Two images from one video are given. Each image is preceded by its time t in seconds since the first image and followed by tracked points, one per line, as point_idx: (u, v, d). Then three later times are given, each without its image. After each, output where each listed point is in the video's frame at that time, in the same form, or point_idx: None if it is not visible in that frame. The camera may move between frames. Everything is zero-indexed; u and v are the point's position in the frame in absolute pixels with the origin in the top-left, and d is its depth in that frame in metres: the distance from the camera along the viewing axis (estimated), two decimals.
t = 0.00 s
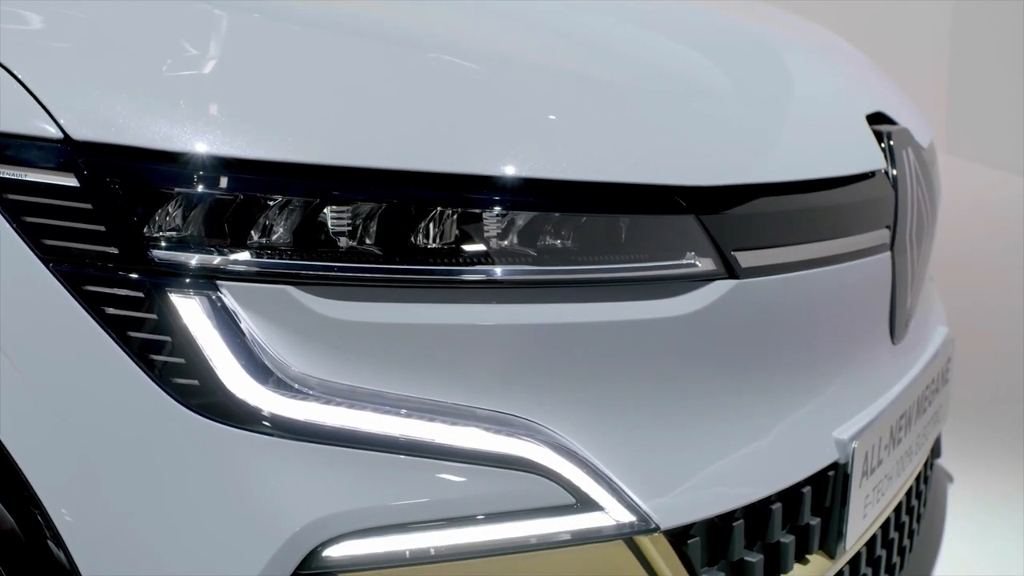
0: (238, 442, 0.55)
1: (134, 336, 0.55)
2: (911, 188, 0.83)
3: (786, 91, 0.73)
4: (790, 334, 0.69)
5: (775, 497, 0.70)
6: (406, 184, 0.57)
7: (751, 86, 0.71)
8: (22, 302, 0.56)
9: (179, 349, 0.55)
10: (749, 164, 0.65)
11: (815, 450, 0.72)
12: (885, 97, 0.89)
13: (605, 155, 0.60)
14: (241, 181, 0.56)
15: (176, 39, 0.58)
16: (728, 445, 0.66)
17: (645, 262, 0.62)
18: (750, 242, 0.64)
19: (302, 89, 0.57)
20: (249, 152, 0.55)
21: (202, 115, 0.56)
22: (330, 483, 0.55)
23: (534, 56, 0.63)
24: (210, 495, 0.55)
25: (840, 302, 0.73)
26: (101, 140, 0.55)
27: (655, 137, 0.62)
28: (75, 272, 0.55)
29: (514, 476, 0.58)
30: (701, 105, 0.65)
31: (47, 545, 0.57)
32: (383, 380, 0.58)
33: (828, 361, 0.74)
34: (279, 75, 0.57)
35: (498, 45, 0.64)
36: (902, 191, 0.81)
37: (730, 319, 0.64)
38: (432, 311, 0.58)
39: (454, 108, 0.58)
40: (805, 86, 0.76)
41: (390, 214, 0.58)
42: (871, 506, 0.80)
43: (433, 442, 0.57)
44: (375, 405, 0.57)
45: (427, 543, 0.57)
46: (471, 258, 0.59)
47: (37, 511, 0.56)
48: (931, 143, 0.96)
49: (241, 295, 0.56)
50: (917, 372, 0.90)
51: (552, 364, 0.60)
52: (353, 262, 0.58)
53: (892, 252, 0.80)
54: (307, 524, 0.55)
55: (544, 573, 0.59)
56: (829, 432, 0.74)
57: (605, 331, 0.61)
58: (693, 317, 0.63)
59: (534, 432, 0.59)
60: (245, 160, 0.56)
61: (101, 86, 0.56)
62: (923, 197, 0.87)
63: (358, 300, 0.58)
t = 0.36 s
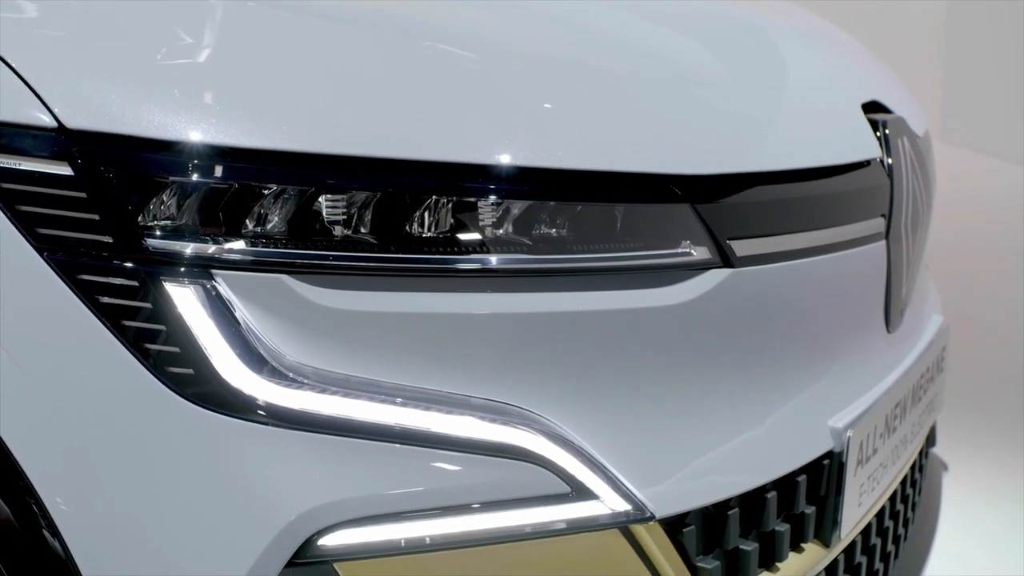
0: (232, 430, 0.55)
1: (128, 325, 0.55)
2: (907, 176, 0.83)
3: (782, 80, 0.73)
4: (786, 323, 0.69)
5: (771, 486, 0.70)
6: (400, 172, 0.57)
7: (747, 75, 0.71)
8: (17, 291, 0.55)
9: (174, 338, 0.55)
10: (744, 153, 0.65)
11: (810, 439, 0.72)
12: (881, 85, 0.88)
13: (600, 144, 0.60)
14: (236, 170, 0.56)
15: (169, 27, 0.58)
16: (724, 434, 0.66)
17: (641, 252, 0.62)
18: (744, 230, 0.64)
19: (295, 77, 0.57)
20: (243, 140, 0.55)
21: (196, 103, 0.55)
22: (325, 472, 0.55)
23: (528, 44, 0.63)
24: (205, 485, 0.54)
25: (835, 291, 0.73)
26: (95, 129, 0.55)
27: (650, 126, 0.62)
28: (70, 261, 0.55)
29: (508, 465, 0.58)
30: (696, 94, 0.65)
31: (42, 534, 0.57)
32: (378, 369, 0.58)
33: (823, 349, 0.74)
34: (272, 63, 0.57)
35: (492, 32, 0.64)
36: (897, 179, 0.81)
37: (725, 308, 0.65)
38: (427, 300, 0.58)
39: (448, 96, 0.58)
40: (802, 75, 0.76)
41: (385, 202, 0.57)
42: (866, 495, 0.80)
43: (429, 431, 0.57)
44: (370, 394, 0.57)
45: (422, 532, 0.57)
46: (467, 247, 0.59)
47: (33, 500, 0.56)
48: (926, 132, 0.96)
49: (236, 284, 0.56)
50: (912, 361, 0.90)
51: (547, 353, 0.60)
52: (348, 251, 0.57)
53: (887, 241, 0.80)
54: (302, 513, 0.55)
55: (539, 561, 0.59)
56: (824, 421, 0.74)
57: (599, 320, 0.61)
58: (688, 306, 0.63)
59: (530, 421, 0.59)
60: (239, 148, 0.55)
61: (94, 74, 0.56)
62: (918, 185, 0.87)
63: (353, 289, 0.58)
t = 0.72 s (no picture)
0: (227, 420, 0.55)
1: (123, 315, 0.55)
2: (902, 165, 0.83)
3: (778, 69, 0.73)
4: (780, 313, 0.69)
5: (766, 475, 0.70)
6: (395, 162, 0.57)
7: (743, 65, 0.71)
8: (11, 281, 0.55)
9: (168, 328, 0.55)
10: (740, 142, 0.65)
11: (805, 428, 0.72)
12: (876, 75, 0.88)
13: (595, 133, 0.60)
14: (231, 159, 0.55)
15: (163, 14, 0.58)
16: (719, 424, 0.66)
17: (637, 240, 0.62)
18: (740, 220, 0.64)
19: (290, 65, 0.56)
20: (238, 129, 0.55)
21: (192, 93, 0.55)
22: (319, 462, 0.55)
23: (524, 31, 0.63)
24: (200, 474, 0.54)
25: (831, 281, 0.74)
26: (89, 118, 0.55)
27: (645, 115, 0.61)
28: (64, 251, 0.55)
29: (504, 454, 0.58)
30: (691, 83, 0.65)
31: (37, 524, 0.57)
32: (374, 358, 0.58)
33: (819, 339, 0.74)
34: (267, 51, 0.57)
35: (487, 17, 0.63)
36: (893, 168, 0.81)
37: (720, 297, 0.65)
38: (421, 290, 0.58)
39: (443, 85, 0.58)
40: (798, 65, 0.76)
41: (380, 191, 0.57)
42: (861, 484, 0.81)
43: (424, 421, 0.57)
44: (366, 383, 0.57)
45: (417, 522, 0.57)
46: (463, 237, 0.59)
47: (27, 490, 0.56)
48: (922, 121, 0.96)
49: (231, 273, 0.56)
50: (907, 350, 0.90)
51: (542, 342, 0.60)
52: (343, 240, 0.57)
53: (883, 231, 0.80)
54: (297, 503, 0.55)
55: (534, 551, 0.59)
56: (819, 411, 0.74)
57: (594, 309, 0.61)
58: (684, 296, 0.63)
59: (525, 411, 0.59)
60: (234, 137, 0.55)
61: (88, 63, 0.56)
62: (914, 174, 0.87)
63: (348, 278, 0.58)
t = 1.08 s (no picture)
0: (221, 409, 0.55)
1: (117, 303, 0.55)
2: (896, 154, 0.83)
3: (774, 58, 0.73)
4: (775, 302, 0.69)
5: (760, 463, 0.70)
6: (389, 150, 0.57)
7: (738, 53, 0.70)
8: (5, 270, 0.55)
9: (162, 317, 0.55)
10: (734, 131, 0.65)
11: (799, 417, 0.72)
12: (871, 63, 0.88)
13: (589, 121, 0.59)
14: (225, 148, 0.55)
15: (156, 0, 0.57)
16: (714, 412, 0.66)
17: (631, 229, 0.61)
18: (735, 208, 0.64)
19: (283, 53, 0.56)
20: (232, 118, 0.55)
21: (185, 81, 0.55)
22: (314, 451, 0.55)
23: (518, 17, 0.62)
24: (194, 463, 0.54)
25: (825, 269, 0.74)
26: (83, 106, 0.55)
27: (639, 103, 0.61)
28: (58, 240, 0.55)
29: (499, 443, 0.58)
30: (686, 71, 0.65)
31: (31, 513, 0.57)
32: (368, 347, 0.58)
33: (813, 328, 0.74)
34: (260, 38, 0.56)
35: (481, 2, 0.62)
36: (887, 157, 0.81)
37: (715, 286, 0.65)
38: (415, 278, 0.58)
39: (437, 72, 0.58)
40: (794, 54, 0.76)
41: (375, 179, 0.57)
42: (855, 472, 0.81)
43: (418, 409, 0.57)
44: (360, 372, 0.57)
45: (412, 510, 0.57)
46: (457, 225, 0.59)
47: (22, 479, 0.56)
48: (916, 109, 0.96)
49: (225, 262, 0.56)
50: (901, 339, 0.90)
51: (537, 330, 0.60)
52: (337, 229, 0.57)
53: (877, 219, 0.80)
54: (292, 490, 0.55)
55: (529, 539, 0.59)
56: (814, 399, 0.74)
57: (588, 298, 0.61)
58: (678, 284, 0.63)
59: (520, 399, 0.59)
60: (228, 125, 0.55)
61: (81, 51, 0.56)
62: (908, 163, 0.87)
63: (342, 267, 0.58)
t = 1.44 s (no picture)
0: (214, 397, 0.55)
1: (109, 291, 0.55)
2: (890, 142, 0.83)
3: (768, 47, 0.73)
4: (768, 289, 0.69)
5: (753, 452, 0.70)
6: (380, 137, 0.57)
7: (732, 41, 0.70)
8: None
9: (155, 305, 0.55)
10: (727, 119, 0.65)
11: (792, 405, 0.72)
12: (865, 51, 0.88)
13: (582, 109, 0.59)
14: (217, 135, 0.55)
15: None
16: (707, 400, 0.66)
17: (623, 217, 0.61)
18: (728, 196, 0.64)
19: (274, 39, 0.56)
20: (223, 106, 0.55)
21: (177, 69, 0.55)
22: (307, 438, 0.55)
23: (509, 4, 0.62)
24: (187, 451, 0.54)
25: (818, 258, 0.74)
26: (73, 94, 0.55)
27: (632, 91, 0.61)
28: (49, 228, 0.55)
29: (492, 430, 0.58)
30: (678, 59, 0.65)
31: (23, 502, 0.56)
32: (361, 335, 0.58)
33: (805, 316, 0.74)
34: (250, 25, 0.56)
35: None
36: (880, 145, 0.81)
37: (707, 274, 0.65)
38: (407, 266, 0.58)
39: (428, 60, 0.57)
40: (787, 42, 0.76)
41: (367, 167, 0.57)
42: (848, 460, 0.81)
43: (411, 397, 0.57)
44: (353, 360, 0.57)
45: (405, 498, 0.57)
46: (450, 213, 0.58)
47: (14, 468, 0.56)
48: (909, 97, 0.95)
49: (217, 250, 0.56)
50: (894, 326, 0.90)
51: (529, 318, 0.60)
52: (330, 217, 0.57)
53: (870, 207, 0.80)
54: (285, 478, 0.55)
55: (522, 527, 0.59)
56: (806, 387, 0.74)
57: (580, 286, 0.61)
58: (671, 272, 0.63)
59: (513, 387, 0.59)
60: (220, 114, 0.55)
61: (71, 38, 0.55)
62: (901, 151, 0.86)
63: (334, 254, 0.58)
